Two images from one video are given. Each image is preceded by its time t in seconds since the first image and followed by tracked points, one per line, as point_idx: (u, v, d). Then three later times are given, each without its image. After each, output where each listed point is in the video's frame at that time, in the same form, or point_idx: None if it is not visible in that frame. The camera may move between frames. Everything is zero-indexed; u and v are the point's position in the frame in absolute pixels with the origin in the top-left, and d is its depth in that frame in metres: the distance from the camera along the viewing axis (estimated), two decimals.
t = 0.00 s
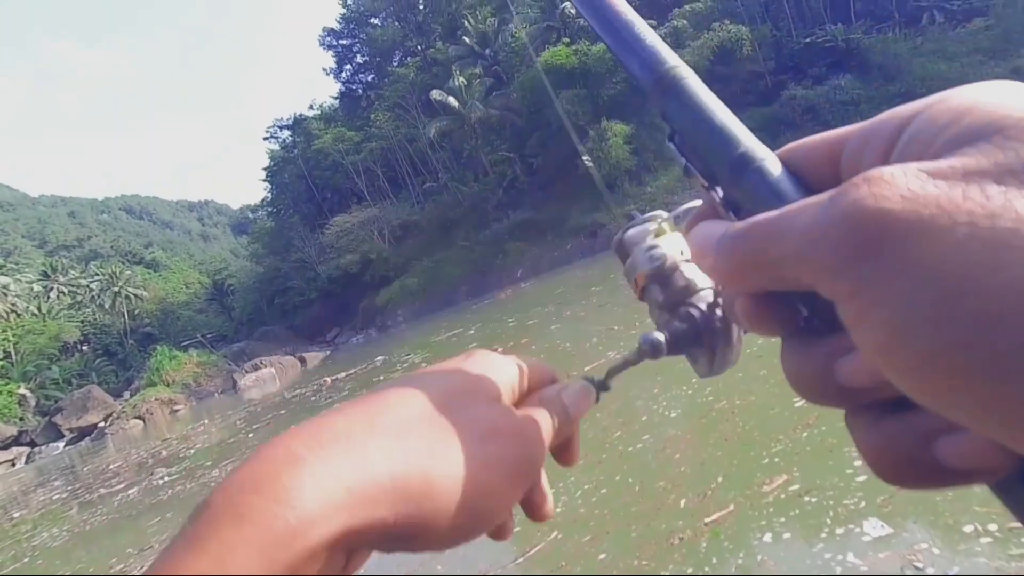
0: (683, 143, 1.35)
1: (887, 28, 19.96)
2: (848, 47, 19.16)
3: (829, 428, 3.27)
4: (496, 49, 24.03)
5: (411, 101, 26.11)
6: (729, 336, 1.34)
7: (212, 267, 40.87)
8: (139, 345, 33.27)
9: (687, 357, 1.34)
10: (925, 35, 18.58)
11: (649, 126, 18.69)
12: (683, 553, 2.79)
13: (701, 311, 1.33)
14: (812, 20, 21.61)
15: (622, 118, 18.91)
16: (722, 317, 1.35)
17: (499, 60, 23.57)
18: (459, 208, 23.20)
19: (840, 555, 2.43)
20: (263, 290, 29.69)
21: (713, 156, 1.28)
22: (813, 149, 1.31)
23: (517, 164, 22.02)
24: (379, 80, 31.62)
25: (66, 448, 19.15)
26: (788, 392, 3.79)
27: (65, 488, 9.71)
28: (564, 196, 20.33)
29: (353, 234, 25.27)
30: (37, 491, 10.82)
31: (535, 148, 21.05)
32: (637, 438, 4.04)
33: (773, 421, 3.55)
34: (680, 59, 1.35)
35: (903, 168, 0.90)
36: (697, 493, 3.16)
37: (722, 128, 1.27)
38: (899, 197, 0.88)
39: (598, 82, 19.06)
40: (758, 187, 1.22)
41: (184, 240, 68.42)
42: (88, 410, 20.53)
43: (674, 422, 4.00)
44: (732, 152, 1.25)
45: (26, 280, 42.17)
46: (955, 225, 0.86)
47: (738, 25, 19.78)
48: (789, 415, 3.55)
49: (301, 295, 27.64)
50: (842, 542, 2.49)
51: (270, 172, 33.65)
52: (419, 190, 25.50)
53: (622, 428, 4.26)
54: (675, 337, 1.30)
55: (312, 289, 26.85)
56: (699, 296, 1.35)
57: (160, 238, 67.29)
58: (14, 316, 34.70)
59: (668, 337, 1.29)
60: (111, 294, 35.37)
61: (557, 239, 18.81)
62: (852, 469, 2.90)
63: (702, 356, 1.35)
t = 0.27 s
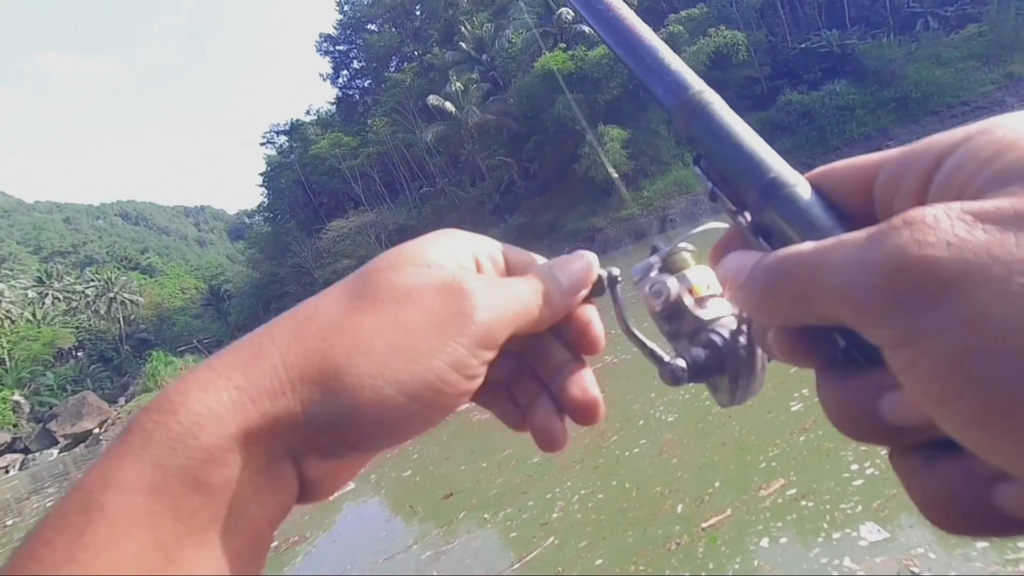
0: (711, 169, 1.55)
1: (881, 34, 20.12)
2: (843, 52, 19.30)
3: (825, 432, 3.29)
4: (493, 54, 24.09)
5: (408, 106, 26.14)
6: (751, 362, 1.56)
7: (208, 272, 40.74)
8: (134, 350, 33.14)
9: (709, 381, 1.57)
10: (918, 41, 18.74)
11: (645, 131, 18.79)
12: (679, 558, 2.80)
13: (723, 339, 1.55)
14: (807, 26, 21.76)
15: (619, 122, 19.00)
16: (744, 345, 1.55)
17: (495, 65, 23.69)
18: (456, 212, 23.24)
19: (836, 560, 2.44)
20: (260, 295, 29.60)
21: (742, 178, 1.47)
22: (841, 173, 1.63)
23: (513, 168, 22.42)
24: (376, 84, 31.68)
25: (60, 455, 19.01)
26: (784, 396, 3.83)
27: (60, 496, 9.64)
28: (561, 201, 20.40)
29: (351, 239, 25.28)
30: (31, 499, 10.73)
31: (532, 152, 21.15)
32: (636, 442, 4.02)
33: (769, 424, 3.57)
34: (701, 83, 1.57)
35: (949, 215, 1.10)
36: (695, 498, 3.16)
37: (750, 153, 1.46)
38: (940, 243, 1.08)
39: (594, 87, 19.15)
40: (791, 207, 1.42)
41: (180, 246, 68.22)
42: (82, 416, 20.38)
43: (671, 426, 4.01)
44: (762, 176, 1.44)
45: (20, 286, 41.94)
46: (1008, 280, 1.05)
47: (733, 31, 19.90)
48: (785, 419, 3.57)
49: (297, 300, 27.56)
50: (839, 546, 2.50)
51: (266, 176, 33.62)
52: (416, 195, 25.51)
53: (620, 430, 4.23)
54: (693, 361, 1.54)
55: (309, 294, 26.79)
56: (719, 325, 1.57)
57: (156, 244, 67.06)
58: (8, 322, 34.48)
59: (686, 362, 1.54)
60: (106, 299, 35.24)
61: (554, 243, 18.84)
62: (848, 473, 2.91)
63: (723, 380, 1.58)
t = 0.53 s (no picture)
0: (732, 164, 1.55)
1: (874, 51, 20.42)
2: (837, 69, 19.56)
3: (814, 443, 3.30)
4: (491, 60, 24.15)
5: (406, 110, 26.14)
6: (771, 368, 1.42)
7: (200, 272, 40.45)
8: (122, 350, 32.82)
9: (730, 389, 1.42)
10: (911, 59, 19.03)
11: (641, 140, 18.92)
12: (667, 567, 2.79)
13: (741, 341, 1.41)
14: (802, 41, 22.03)
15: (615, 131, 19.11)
16: (765, 349, 1.42)
17: (494, 71, 23.76)
18: (451, 217, 23.26)
19: (824, 571, 2.43)
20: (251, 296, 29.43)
21: (766, 174, 1.48)
22: (877, 165, 1.60)
23: (509, 175, 22.43)
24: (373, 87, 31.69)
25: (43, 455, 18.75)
26: (775, 407, 3.83)
27: (41, 496, 9.48)
28: (557, 208, 20.48)
29: (345, 242, 25.24)
30: (12, 499, 10.57)
31: (528, 159, 21.22)
32: (627, 448, 3.98)
33: (759, 435, 3.57)
34: (719, 75, 1.57)
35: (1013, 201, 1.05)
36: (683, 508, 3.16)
37: (778, 147, 1.46)
38: (1013, 230, 1.02)
39: (591, 95, 19.25)
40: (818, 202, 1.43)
41: (172, 245, 67.72)
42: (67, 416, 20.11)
43: (662, 434, 3.99)
44: (790, 171, 1.45)
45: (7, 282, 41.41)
46: None
47: (730, 44, 20.11)
48: (776, 429, 3.58)
49: (289, 302, 27.40)
50: (826, 557, 2.50)
51: (261, 177, 33.50)
52: (412, 198, 25.48)
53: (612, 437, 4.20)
54: (714, 363, 1.38)
55: (301, 296, 26.66)
56: (737, 326, 1.45)
57: (147, 243, 66.56)
58: None
59: (706, 365, 1.38)
60: (95, 298, 34.88)
61: (548, 250, 18.90)
62: (836, 484, 2.91)
63: (742, 387, 1.43)
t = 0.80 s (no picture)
0: (725, 166, 1.71)
1: (878, 55, 20.39)
2: (841, 73, 19.54)
3: (819, 449, 3.30)
4: (495, 61, 24.17)
5: (409, 111, 26.18)
6: (748, 382, 1.60)
7: (202, 271, 40.49)
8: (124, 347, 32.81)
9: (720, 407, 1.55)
10: (915, 64, 19.00)
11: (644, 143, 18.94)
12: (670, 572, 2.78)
13: (719, 356, 1.62)
14: (806, 44, 22.01)
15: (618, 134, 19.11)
16: (744, 364, 1.62)
17: (498, 73, 23.80)
18: (454, 218, 23.28)
19: None
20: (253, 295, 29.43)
21: (764, 181, 1.64)
22: (891, 182, 1.92)
23: (512, 176, 22.40)
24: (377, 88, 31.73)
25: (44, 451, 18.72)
26: (777, 412, 3.84)
27: (40, 492, 9.44)
28: (560, 210, 20.50)
29: (348, 242, 25.30)
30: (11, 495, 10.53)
31: (531, 161, 21.26)
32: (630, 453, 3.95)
33: (763, 440, 3.57)
34: (713, 74, 1.73)
35: None
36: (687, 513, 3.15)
37: (777, 156, 1.63)
38: None
39: (595, 98, 19.26)
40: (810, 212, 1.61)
41: (174, 244, 67.77)
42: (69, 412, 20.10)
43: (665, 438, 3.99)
44: (791, 181, 1.61)
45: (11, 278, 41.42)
46: None
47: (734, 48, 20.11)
48: (780, 434, 3.58)
49: (291, 301, 27.39)
50: (832, 566, 2.49)
51: (264, 176, 33.54)
52: (414, 199, 25.51)
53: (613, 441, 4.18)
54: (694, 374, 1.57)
55: (302, 295, 26.66)
56: (713, 342, 1.65)
57: (149, 241, 66.70)
58: None
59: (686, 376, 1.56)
60: (97, 295, 34.90)
61: (550, 251, 18.89)
62: (842, 491, 2.91)
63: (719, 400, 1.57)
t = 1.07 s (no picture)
0: (776, 167, 1.45)
1: (878, 74, 20.63)
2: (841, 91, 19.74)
3: (817, 468, 3.29)
4: (498, 73, 24.37)
5: (412, 120, 26.36)
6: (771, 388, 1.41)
7: (202, 274, 40.60)
8: (122, 349, 32.82)
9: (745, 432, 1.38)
10: (914, 82, 19.22)
11: (644, 156, 19.00)
12: None
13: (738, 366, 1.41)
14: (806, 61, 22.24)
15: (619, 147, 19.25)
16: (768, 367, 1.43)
17: (501, 84, 24.01)
18: (455, 227, 23.37)
19: None
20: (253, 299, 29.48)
21: (824, 185, 1.39)
22: (962, 192, 1.71)
23: (513, 187, 22.51)
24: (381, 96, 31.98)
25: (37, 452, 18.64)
26: (774, 430, 3.83)
27: (35, 493, 9.43)
28: (560, 222, 20.61)
29: (348, 248, 25.33)
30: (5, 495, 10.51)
31: (533, 173, 21.41)
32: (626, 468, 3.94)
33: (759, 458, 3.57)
34: (763, 55, 1.43)
35: None
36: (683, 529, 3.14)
37: (842, 155, 1.37)
38: None
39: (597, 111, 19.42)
40: (871, 221, 1.38)
41: (176, 247, 68.04)
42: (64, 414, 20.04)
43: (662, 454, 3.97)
44: (856, 186, 1.38)
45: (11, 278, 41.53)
46: None
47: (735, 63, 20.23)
48: (778, 452, 3.58)
49: (290, 306, 27.45)
50: None
51: (268, 181, 33.72)
52: (416, 207, 25.61)
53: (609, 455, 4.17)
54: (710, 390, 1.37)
55: (302, 300, 26.72)
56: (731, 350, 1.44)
57: (151, 244, 67.04)
58: None
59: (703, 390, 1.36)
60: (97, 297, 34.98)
61: (549, 261, 18.99)
62: (838, 512, 2.91)
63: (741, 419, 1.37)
